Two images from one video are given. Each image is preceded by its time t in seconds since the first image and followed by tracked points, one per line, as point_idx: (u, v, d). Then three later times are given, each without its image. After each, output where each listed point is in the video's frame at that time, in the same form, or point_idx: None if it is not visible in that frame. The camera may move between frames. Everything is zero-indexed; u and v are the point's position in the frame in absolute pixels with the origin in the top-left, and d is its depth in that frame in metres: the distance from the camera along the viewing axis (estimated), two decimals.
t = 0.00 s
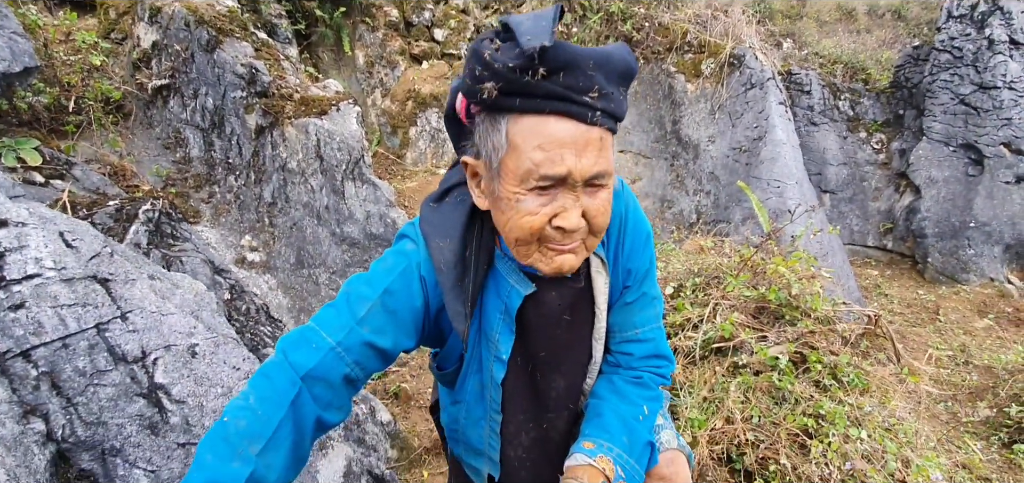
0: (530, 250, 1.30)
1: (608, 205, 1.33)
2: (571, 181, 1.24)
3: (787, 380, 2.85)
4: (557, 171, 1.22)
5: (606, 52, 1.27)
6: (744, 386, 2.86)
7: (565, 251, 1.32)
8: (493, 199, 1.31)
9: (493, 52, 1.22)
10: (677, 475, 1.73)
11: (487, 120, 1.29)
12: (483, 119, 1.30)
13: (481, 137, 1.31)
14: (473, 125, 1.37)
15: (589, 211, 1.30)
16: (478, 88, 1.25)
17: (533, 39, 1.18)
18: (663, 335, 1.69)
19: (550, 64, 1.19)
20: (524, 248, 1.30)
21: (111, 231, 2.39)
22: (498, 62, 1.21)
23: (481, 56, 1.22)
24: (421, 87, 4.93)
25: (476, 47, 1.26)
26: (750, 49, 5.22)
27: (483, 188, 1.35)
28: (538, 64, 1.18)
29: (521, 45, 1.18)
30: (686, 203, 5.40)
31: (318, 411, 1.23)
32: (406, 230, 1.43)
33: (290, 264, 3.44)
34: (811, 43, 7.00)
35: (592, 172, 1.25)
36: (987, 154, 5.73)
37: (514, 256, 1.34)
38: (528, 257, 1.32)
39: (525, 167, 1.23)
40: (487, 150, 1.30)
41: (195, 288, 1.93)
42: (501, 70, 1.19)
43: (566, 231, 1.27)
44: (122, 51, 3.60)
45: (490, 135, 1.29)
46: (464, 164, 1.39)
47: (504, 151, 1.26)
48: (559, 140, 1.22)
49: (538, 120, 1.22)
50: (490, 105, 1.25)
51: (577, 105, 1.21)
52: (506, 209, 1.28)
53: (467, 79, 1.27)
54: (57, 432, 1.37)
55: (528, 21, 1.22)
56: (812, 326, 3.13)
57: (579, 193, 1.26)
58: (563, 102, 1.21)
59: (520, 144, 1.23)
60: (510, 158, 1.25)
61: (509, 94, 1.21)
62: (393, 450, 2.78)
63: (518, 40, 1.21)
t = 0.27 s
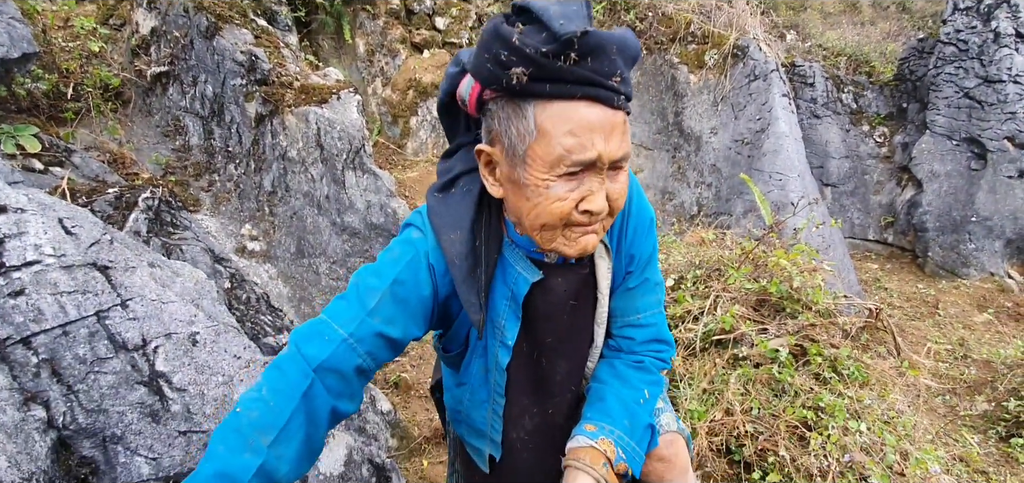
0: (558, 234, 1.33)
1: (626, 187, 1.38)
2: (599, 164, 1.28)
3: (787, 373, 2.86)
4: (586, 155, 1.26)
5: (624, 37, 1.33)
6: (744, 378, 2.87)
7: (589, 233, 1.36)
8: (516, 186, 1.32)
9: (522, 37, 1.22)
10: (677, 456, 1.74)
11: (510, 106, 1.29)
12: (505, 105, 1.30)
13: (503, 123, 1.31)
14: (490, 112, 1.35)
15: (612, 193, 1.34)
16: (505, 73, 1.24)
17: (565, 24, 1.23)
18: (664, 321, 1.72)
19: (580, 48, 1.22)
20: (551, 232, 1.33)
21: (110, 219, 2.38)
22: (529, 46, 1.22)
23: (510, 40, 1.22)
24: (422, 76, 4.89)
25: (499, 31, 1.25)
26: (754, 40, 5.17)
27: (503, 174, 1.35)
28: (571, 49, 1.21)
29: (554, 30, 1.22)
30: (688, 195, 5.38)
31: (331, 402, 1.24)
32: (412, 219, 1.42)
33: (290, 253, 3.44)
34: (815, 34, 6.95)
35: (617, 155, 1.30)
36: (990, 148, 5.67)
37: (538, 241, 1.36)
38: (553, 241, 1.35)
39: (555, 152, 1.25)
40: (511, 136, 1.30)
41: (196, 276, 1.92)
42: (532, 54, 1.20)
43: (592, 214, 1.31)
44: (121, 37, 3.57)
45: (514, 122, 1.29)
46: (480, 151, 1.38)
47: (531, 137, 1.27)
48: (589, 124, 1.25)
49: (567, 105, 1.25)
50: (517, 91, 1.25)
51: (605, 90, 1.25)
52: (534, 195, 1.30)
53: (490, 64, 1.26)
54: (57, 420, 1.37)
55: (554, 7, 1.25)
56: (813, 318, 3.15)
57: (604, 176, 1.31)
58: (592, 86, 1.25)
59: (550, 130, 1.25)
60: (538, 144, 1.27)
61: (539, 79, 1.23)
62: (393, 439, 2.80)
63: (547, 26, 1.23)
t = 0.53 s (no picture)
0: (584, 217, 1.38)
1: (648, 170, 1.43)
2: (626, 147, 1.32)
3: (785, 366, 2.88)
4: (615, 138, 1.30)
5: (647, 26, 1.36)
6: (743, 372, 2.90)
7: (613, 216, 1.41)
8: (546, 170, 1.36)
9: (554, 26, 1.25)
10: (682, 429, 1.76)
11: (540, 93, 1.31)
12: (535, 92, 1.32)
13: (533, 110, 1.34)
14: (517, 99, 1.38)
15: (636, 176, 1.39)
16: (537, 61, 1.27)
17: (597, 13, 1.26)
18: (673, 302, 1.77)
19: (610, 38, 1.26)
20: (576, 215, 1.37)
21: (108, 212, 2.37)
22: (561, 36, 1.24)
23: (542, 30, 1.24)
24: (421, 69, 4.87)
25: (530, 20, 1.27)
26: (755, 32, 5.11)
27: (532, 159, 1.38)
28: (602, 37, 1.25)
29: (586, 20, 1.25)
30: (687, 189, 5.37)
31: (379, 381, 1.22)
32: (441, 208, 1.44)
33: (289, 247, 3.43)
34: (816, 27, 6.90)
35: (643, 138, 1.34)
36: (991, 142, 5.65)
37: (564, 224, 1.40)
38: (580, 223, 1.39)
39: (586, 137, 1.29)
40: (541, 122, 1.33)
41: (194, 270, 1.92)
42: (565, 43, 1.23)
43: (619, 196, 1.35)
44: (117, 29, 3.54)
45: (544, 108, 1.32)
46: (508, 137, 1.40)
47: (561, 122, 1.31)
48: (617, 110, 1.29)
49: (596, 91, 1.28)
50: (547, 78, 1.28)
51: (633, 76, 1.29)
52: (563, 178, 1.34)
53: (521, 53, 1.28)
54: (55, 413, 1.37)
55: None
56: (811, 312, 3.17)
57: (630, 158, 1.35)
58: (620, 73, 1.28)
59: (581, 115, 1.29)
60: (568, 129, 1.30)
61: (571, 68, 1.26)
62: (393, 431, 2.83)
63: (578, 16, 1.26)
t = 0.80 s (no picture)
0: (598, 207, 1.41)
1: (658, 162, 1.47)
2: (638, 139, 1.35)
3: (782, 361, 2.89)
4: (627, 131, 1.33)
5: (657, 22, 1.41)
6: (740, 366, 2.90)
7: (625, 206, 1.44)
8: (560, 162, 1.39)
9: (571, 22, 1.29)
10: (682, 414, 1.78)
11: (556, 87, 1.35)
12: (550, 86, 1.36)
13: (548, 104, 1.37)
14: (533, 93, 1.41)
15: (647, 168, 1.42)
16: (554, 57, 1.31)
17: (612, 10, 1.31)
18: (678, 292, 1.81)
19: (624, 34, 1.30)
20: (591, 206, 1.41)
21: (105, 208, 2.36)
22: (578, 31, 1.28)
23: (559, 26, 1.28)
24: (419, 63, 4.85)
25: (548, 16, 1.31)
26: (754, 27, 5.12)
27: (548, 151, 1.41)
28: (616, 34, 1.29)
29: (602, 16, 1.29)
30: (686, 184, 5.36)
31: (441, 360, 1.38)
32: (452, 210, 1.52)
33: (287, 242, 3.43)
34: (816, 21, 6.88)
35: (654, 131, 1.37)
36: (990, 136, 5.65)
37: (578, 213, 1.44)
38: (593, 214, 1.43)
39: (600, 130, 1.32)
40: (556, 115, 1.37)
41: (191, 266, 1.93)
42: (582, 39, 1.27)
43: (631, 187, 1.39)
44: (112, 24, 3.52)
45: (560, 101, 1.35)
46: (524, 130, 1.44)
47: (576, 116, 1.34)
48: (630, 103, 1.33)
49: (610, 86, 1.32)
50: (563, 73, 1.32)
51: (645, 71, 1.33)
52: (576, 170, 1.37)
53: (538, 48, 1.32)
54: (54, 409, 1.37)
55: None
56: (808, 306, 3.19)
57: (641, 150, 1.38)
58: (633, 69, 1.32)
59: (595, 109, 1.32)
60: (583, 122, 1.34)
61: (586, 62, 1.30)
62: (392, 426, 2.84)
63: (594, 13, 1.30)
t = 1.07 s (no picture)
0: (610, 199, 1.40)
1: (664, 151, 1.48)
2: (646, 130, 1.36)
3: (779, 358, 2.91)
4: (635, 122, 1.34)
5: (658, 18, 1.43)
6: (737, 363, 2.93)
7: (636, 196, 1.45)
8: (571, 156, 1.40)
9: (575, 20, 1.31)
10: (677, 409, 1.79)
11: (562, 83, 1.36)
12: (557, 82, 1.37)
13: (556, 100, 1.38)
14: (539, 90, 1.42)
15: (654, 158, 1.43)
16: (560, 53, 1.33)
17: (616, 6, 1.33)
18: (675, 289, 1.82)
19: (628, 29, 1.32)
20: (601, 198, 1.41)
21: (104, 208, 2.36)
22: (583, 27, 1.30)
23: (564, 22, 1.30)
24: (417, 62, 4.85)
25: (553, 15, 1.32)
26: (752, 25, 5.13)
27: (557, 146, 1.42)
28: (620, 29, 1.31)
29: (606, 12, 1.31)
30: (684, 182, 5.35)
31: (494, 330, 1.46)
32: (464, 205, 1.59)
33: (285, 241, 3.44)
34: (814, 19, 6.89)
35: (661, 121, 1.38)
36: (987, 133, 5.67)
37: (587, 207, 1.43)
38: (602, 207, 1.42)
39: (608, 122, 1.33)
40: (564, 111, 1.37)
41: (190, 266, 1.93)
42: (587, 34, 1.29)
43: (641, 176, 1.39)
44: (110, 24, 3.52)
45: (567, 96, 1.36)
46: (533, 128, 1.44)
47: (584, 110, 1.35)
48: (636, 96, 1.34)
49: (616, 80, 1.33)
50: (569, 68, 1.33)
51: (649, 63, 1.35)
52: (586, 163, 1.37)
53: (545, 45, 1.34)
54: (56, 408, 1.38)
55: None
56: (805, 304, 3.21)
57: (649, 142, 1.39)
58: (638, 62, 1.34)
59: (603, 102, 1.34)
60: (591, 116, 1.35)
61: (592, 57, 1.31)
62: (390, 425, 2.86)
63: (598, 9, 1.33)
